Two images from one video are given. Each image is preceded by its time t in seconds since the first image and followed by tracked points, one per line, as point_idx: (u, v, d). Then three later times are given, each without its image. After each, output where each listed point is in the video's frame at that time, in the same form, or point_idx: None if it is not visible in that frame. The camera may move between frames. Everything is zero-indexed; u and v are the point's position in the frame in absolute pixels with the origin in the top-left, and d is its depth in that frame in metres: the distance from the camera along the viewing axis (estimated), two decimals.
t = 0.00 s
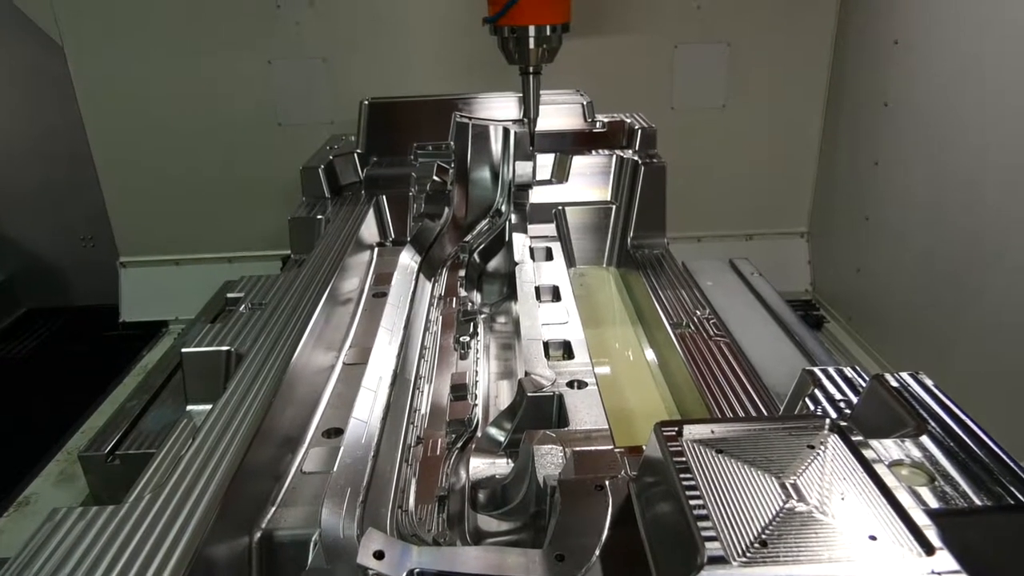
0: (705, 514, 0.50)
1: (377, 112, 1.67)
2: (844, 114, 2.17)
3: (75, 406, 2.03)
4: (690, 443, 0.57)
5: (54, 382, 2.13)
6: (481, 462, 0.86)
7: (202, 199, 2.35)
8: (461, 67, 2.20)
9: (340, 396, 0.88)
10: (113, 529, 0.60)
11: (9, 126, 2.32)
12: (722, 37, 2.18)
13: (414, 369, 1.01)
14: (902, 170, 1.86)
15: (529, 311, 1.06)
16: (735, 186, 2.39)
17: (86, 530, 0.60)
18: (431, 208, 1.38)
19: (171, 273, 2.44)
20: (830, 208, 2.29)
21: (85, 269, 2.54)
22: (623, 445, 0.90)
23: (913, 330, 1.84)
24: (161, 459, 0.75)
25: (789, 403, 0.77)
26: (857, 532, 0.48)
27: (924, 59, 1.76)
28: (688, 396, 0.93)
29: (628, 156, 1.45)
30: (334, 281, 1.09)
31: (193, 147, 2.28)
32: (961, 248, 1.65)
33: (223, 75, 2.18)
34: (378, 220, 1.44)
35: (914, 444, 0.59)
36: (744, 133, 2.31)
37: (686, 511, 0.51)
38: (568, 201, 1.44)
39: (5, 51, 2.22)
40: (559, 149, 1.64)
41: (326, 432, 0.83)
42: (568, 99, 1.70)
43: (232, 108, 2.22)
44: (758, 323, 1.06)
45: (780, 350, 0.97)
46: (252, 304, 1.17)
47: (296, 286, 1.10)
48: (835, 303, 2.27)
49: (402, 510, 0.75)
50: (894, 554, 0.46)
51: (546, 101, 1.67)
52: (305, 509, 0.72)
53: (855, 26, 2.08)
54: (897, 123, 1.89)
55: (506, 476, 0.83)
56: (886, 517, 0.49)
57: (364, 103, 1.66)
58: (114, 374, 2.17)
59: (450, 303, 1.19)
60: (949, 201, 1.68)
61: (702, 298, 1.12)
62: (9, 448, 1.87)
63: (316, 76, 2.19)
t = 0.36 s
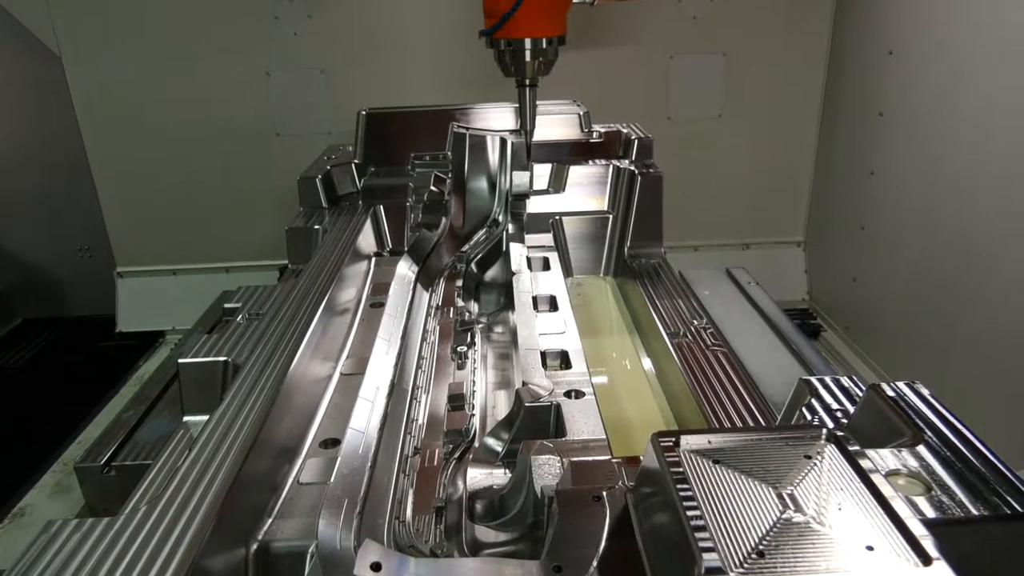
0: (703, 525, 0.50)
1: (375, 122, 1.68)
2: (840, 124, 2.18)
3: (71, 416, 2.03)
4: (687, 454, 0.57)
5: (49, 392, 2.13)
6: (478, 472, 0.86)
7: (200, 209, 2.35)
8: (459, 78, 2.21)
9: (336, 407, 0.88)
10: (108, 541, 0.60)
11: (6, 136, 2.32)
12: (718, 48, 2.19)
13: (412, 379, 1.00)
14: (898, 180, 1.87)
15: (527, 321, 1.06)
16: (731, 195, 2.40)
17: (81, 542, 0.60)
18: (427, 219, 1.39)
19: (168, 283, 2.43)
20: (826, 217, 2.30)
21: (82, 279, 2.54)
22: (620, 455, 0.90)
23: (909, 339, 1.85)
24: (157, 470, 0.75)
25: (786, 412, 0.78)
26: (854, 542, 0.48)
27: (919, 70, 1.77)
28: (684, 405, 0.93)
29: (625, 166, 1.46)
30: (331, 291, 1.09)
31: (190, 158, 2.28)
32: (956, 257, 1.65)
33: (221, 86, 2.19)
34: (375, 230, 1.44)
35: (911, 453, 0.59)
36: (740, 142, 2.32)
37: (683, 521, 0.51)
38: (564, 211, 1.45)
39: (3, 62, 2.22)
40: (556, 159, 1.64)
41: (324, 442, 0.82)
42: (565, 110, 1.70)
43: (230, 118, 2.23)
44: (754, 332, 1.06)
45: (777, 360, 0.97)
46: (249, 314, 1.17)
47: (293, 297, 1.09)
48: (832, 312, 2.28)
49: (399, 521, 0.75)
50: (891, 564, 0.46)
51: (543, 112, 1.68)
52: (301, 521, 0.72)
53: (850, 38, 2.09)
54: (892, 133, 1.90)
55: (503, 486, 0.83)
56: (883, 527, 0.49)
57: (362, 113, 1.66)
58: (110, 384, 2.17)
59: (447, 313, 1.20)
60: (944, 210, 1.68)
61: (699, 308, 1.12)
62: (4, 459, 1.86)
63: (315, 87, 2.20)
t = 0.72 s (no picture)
0: (700, 536, 0.50)
1: (372, 133, 1.68)
2: (836, 134, 2.19)
3: (68, 427, 2.02)
4: (685, 465, 0.57)
5: (46, 403, 2.12)
6: (475, 483, 0.85)
7: (198, 219, 2.36)
8: (456, 89, 2.22)
9: (333, 418, 0.88)
10: (105, 553, 0.60)
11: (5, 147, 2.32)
12: (715, 59, 2.21)
13: (410, 389, 1.00)
14: (895, 189, 1.88)
15: (524, 331, 1.06)
16: (728, 205, 2.41)
17: (78, 553, 0.60)
18: (426, 228, 1.39)
19: (166, 293, 2.43)
20: (823, 226, 2.30)
21: (79, 289, 2.53)
22: (618, 466, 0.91)
23: (907, 348, 1.85)
24: (154, 482, 0.75)
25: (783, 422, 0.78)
26: (852, 553, 0.48)
27: (914, 80, 1.78)
28: (682, 415, 0.93)
29: (622, 176, 1.47)
30: (329, 302, 1.09)
31: (188, 168, 2.28)
32: (952, 266, 1.66)
33: (219, 97, 2.19)
34: (373, 239, 1.44)
35: (908, 463, 0.59)
36: (737, 153, 2.33)
37: (680, 531, 0.51)
38: (562, 221, 1.45)
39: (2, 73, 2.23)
40: (553, 169, 1.65)
41: (321, 453, 0.82)
42: (562, 120, 1.71)
43: (229, 129, 2.23)
44: (752, 342, 1.06)
45: (775, 369, 0.97)
46: (247, 324, 1.17)
47: (291, 308, 1.09)
48: (830, 321, 2.28)
49: (396, 532, 0.75)
50: None
51: (541, 122, 1.69)
52: (298, 533, 0.71)
53: (845, 48, 2.10)
54: (888, 143, 1.91)
55: (501, 497, 0.82)
56: (881, 538, 0.49)
57: (360, 124, 1.66)
58: (108, 394, 2.16)
59: (445, 323, 1.20)
60: (940, 219, 1.69)
61: (697, 317, 1.12)
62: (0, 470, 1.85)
63: (313, 97, 2.20)
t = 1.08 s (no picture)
0: (698, 547, 0.50)
1: (371, 144, 1.69)
2: (832, 145, 2.20)
3: (65, 438, 2.01)
4: (683, 476, 0.57)
5: (42, 414, 2.11)
6: (474, 494, 0.83)
7: (197, 229, 2.36)
8: (454, 99, 2.23)
9: (331, 429, 0.88)
10: (101, 565, 0.60)
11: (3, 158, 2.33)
12: (711, 70, 2.22)
13: (407, 400, 1.00)
14: (892, 199, 1.89)
15: (522, 341, 1.06)
16: (726, 215, 2.42)
17: (74, 566, 0.60)
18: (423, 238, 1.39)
19: (164, 303, 2.43)
20: (821, 236, 2.31)
21: (77, 300, 2.53)
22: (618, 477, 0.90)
23: (904, 358, 1.85)
24: (151, 493, 0.75)
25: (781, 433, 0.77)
26: (850, 565, 0.48)
27: (909, 91, 1.79)
28: (681, 425, 0.93)
29: (619, 187, 1.47)
30: (327, 312, 1.09)
31: (187, 178, 2.29)
32: (949, 276, 1.66)
33: (218, 108, 2.20)
34: (371, 250, 1.45)
35: (906, 473, 0.59)
36: (734, 163, 2.34)
37: (679, 543, 0.51)
38: (560, 231, 1.45)
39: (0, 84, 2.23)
40: (550, 179, 1.66)
41: (319, 464, 0.82)
42: (559, 131, 1.72)
43: (227, 139, 2.24)
44: (750, 351, 1.06)
45: (772, 379, 0.97)
46: (245, 335, 1.17)
47: (289, 319, 1.09)
48: (828, 330, 2.28)
49: (395, 544, 0.75)
50: None
51: (539, 133, 1.70)
52: (295, 545, 0.71)
53: (841, 59, 2.12)
54: (884, 153, 1.92)
55: (500, 507, 0.80)
56: (878, 549, 0.49)
57: (358, 135, 1.67)
58: (105, 405, 2.16)
59: (443, 333, 1.20)
60: (936, 229, 1.70)
61: (695, 327, 1.12)
62: None
63: (312, 108, 2.21)
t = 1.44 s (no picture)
0: (697, 558, 0.51)
1: (370, 154, 1.70)
2: (830, 155, 2.21)
3: (62, 449, 2.01)
4: (682, 487, 0.57)
5: (40, 425, 2.11)
6: (472, 505, 0.82)
7: (195, 239, 2.36)
8: (453, 109, 2.24)
9: (330, 439, 0.88)
10: None
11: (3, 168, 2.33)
12: (709, 80, 2.23)
13: (407, 411, 1.00)
14: (889, 208, 1.89)
15: (521, 351, 1.06)
16: (724, 224, 2.42)
17: None
18: (422, 248, 1.40)
19: (162, 313, 2.43)
20: (819, 246, 2.32)
21: (76, 310, 2.53)
22: (616, 488, 0.91)
23: (903, 368, 1.86)
24: (149, 504, 0.75)
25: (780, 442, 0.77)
26: None
27: (905, 101, 1.80)
28: (679, 435, 0.94)
29: (618, 197, 1.47)
30: (325, 322, 1.08)
31: (186, 188, 2.29)
32: (946, 285, 1.67)
33: (217, 118, 2.21)
34: (370, 260, 1.45)
35: (905, 484, 0.59)
36: (732, 173, 2.35)
37: (678, 555, 0.51)
38: (559, 241, 1.46)
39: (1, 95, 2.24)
40: (548, 189, 1.66)
41: (318, 475, 0.82)
42: (557, 141, 1.73)
43: (227, 149, 2.25)
44: (749, 360, 1.06)
45: (771, 389, 0.97)
46: (243, 345, 1.16)
47: (287, 329, 1.09)
48: (826, 340, 2.28)
49: (393, 555, 0.75)
50: None
51: (537, 143, 1.70)
52: (294, 556, 0.71)
53: (838, 70, 2.13)
54: (881, 163, 1.93)
55: (499, 519, 0.79)
56: (878, 560, 0.49)
57: (357, 145, 1.68)
58: (103, 416, 2.15)
59: (441, 343, 1.19)
60: (933, 239, 1.70)
61: (694, 337, 1.13)
62: None
63: (311, 119, 2.22)
